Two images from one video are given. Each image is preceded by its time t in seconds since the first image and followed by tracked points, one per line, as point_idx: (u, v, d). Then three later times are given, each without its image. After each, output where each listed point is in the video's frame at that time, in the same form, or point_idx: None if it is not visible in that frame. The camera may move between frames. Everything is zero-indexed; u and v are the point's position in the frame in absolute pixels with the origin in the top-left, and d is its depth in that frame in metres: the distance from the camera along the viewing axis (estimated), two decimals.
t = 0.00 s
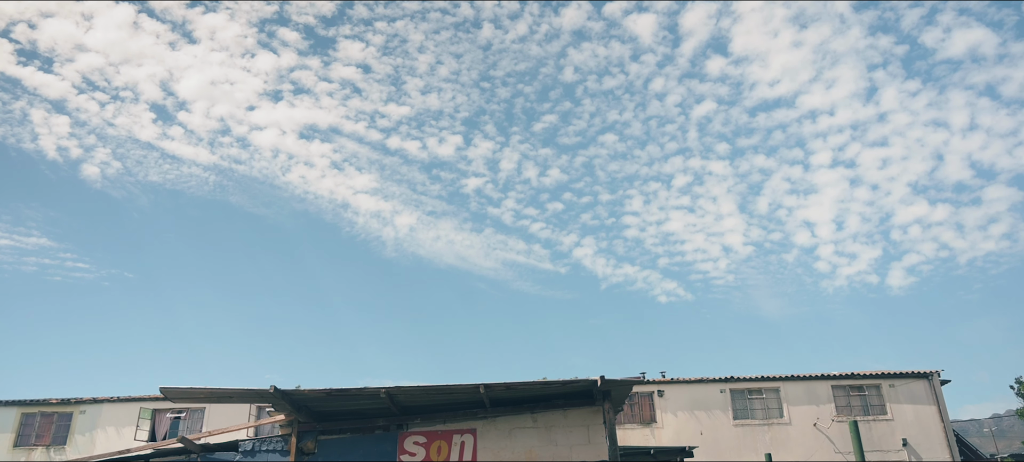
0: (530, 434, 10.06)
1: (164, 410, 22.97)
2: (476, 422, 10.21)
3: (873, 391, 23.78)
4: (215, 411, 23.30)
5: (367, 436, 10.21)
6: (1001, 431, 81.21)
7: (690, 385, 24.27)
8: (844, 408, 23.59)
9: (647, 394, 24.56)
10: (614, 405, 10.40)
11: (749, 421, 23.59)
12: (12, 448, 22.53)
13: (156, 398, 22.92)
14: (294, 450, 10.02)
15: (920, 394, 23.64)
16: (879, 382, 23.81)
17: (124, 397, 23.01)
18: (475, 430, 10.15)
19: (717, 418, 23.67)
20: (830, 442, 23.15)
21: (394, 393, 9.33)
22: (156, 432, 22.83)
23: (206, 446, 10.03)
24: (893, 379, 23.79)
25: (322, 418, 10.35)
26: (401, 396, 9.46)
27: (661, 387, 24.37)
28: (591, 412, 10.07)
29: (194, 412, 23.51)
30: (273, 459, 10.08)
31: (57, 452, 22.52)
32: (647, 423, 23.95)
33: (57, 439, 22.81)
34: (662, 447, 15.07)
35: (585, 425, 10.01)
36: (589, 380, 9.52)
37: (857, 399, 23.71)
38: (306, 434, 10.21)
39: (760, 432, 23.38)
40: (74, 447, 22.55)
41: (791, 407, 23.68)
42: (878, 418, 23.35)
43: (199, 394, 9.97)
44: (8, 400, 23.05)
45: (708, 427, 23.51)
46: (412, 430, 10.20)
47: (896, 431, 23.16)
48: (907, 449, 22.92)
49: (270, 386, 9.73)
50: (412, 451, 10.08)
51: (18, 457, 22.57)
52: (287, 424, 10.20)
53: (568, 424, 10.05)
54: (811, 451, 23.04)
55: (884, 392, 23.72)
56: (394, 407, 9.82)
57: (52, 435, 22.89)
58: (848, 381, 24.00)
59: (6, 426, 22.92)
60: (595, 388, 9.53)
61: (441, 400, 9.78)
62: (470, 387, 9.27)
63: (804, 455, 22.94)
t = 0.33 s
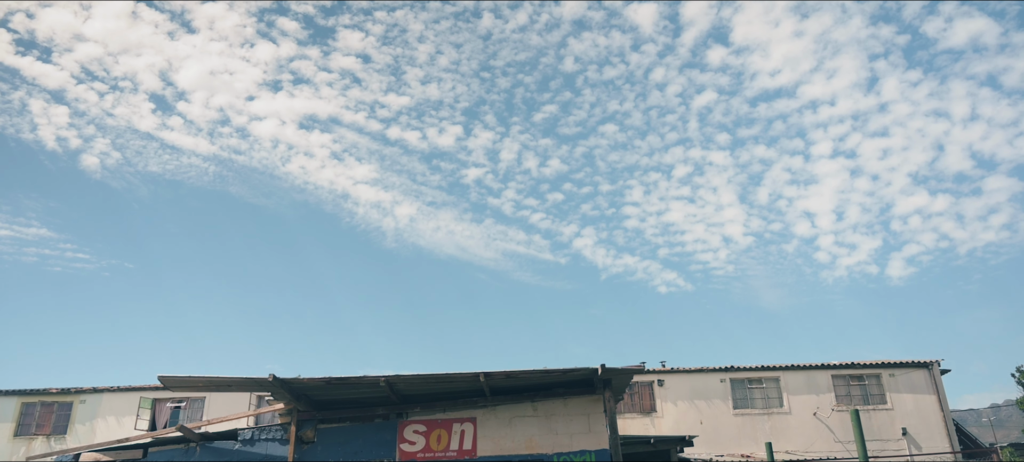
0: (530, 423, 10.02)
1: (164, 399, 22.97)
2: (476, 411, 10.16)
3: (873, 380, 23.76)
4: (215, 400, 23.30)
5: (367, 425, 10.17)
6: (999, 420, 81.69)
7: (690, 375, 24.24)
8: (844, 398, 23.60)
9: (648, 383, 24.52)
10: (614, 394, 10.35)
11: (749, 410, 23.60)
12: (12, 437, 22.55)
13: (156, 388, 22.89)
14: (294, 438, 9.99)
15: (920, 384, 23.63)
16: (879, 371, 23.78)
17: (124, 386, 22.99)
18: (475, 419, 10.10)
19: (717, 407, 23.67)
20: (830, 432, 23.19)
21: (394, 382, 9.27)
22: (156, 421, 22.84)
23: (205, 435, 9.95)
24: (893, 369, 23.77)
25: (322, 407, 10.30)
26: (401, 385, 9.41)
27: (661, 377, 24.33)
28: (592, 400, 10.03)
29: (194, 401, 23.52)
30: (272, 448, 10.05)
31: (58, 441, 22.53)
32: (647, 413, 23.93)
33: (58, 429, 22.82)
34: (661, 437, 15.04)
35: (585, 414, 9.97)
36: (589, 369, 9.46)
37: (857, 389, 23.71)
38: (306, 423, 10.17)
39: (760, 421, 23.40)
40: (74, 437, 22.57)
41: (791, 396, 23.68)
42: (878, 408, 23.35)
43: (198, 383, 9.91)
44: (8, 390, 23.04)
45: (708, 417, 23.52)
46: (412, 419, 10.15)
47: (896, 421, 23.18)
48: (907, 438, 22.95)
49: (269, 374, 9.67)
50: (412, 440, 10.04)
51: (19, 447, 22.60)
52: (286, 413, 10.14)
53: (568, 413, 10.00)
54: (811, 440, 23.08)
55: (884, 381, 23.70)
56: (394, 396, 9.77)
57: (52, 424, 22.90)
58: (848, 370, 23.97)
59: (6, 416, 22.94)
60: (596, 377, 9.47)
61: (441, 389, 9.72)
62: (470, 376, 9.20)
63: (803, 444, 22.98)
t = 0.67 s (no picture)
0: (530, 412, 9.98)
1: (165, 390, 22.98)
2: (476, 400, 10.11)
3: (873, 371, 23.74)
4: (215, 390, 23.30)
5: (367, 414, 10.13)
6: (998, 410, 81.88)
7: (690, 365, 24.21)
8: (844, 388, 23.59)
9: (648, 373, 24.49)
10: (614, 383, 10.30)
11: (749, 400, 23.60)
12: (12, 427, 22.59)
13: (156, 378, 22.88)
14: (294, 428, 9.95)
15: (920, 374, 23.61)
16: (879, 362, 23.76)
17: (125, 376, 22.99)
18: (475, 409, 10.05)
19: (717, 397, 23.66)
20: (830, 422, 23.20)
21: (393, 371, 9.21)
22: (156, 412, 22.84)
23: (204, 425, 9.90)
24: (893, 359, 23.75)
25: (321, 396, 10.25)
26: (401, 374, 9.35)
27: (661, 367, 24.30)
28: (592, 390, 9.98)
29: (194, 392, 23.50)
30: (271, 438, 10.00)
31: (58, 431, 22.55)
32: (647, 403, 23.90)
33: (58, 419, 22.84)
34: (662, 427, 14.98)
35: (586, 403, 9.92)
36: (590, 358, 9.40)
37: (857, 379, 23.69)
38: (306, 412, 10.13)
39: (760, 411, 23.41)
40: (74, 427, 22.60)
41: (791, 387, 23.67)
42: (878, 398, 23.34)
43: (197, 372, 9.86)
44: (8, 380, 23.04)
45: (708, 407, 23.52)
46: (412, 409, 10.11)
47: (896, 411, 23.17)
48: (907, 428, 22.96)
49: (267, 364, 9.61)
50: (412, 429, 9.99)
51: (20, 437, 22.63)
52: (286, 403, 10.09)
53: (568, 403, 9.96)
54: (811, 430, 23.09)
55: (884, 372, 23.68)
56: (393, 385, 9.71)
57: (52, 415, 22.92)
58: (848, 360, 23.96)
59: (6, 406, 22.97)
60: (596, 366, 9.41)
61: (440, 378, 9.66)
62: (470, 365, 9.15)
63: (803, 435, 22.99)
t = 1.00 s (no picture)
0: (530, 400, 9.93)
1: (165, 378, 22.97)
2: (476, 388, 10.06)
3: (873, 359, 23.74)
4: (215, 378, 23.27)
5: (365, 402, 10.09)
6: (997, 399, 82.26)
7: (690, 354, 24.20)
8: (844, 376, 23.59)
9: (648, 362, 24.47)
10: (615, 371, 10.24)
11: (749, 389, 23.61)
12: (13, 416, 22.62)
13: (156, 367, 22.85)
14: (292, 416, 9.91)
15: (920, 362, 23.61)
16: (880, 350, 23.75)
17: (125, 365, 22.95)
18: (475, 396, 10.01)
19: (717, 386, 23.66)
20: (830, 410, 23.22)
21: (392, 359, 9.15)
22: (156, 400, 22.83)
23: (202, 413, 9.85)
24: (893, 348, 23.75)
25: (320, 384, 10.21)
26: (400, 362, 9.29)
27: (661, 356, 24.28)
28: (592, 377, 9.92)
29: (194, 380, 23.49)
30: (270, 425, 9.96)
31: (58, 420, 22.57)
32: (647, 392, 23.90)
33: (58, 407, 22.84)
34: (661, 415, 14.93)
35: (586, 390, 9.87)
36: (590, 346, 9.34)
37: (858, 368, 23.69)
38: (304, 400, 10.09)
39: (760, 400, 23.42)
40: (75, 416, 22.61)
41: (792, 375, 23.67)
42: (879, 386, 23.35)
43: (194, 360, 9.80)
44: (8, 369, 23.05)
45: (708, 396, 23.53)
46: (411, 397, 10.07)
47: (896, 399, 23.19)
48: (907, 416, 22.99)
49: (266, 352, 9.56)
50: (411, 417, 9.95)
51: (20, 425, 22.66)
52: (285, 391, 10.04)
53: (569, 390, 9.91)
54: (811, 418, 23.11)
55: (884, 360, 23.68)
56: (392, 373, 9.66)
57: (53, 403, 22.93)
58: (848, 349, 23.94)
59: (7, 395, 23.00)
60: (597, 354, 9.36)
61: (440, 366, 9.61)
62: (470, 352, 9.09)
63: (803, 423, 23.00)
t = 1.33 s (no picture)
0: (530, 387, 9.88)
1: (165, 366, 22.96)
2: (475, 375, 10.01)
3: (873, 347, 23.73)
4: (215, 366, 23.25)
5: (364, 389, 10.05)
6: (995, 388, 82.52)
7: (690, 342, 24.18)
8: (843, 365, 23.60)
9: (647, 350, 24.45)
10: (614, 358, 10.18)
11: (748, 377, 23.62)
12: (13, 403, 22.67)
13: (156, 355, 22.83)
14: (290, 403, 9.87)
15: (920, 351, 23.60)
16: (879, 339, 23.74)
17: (124, 353, 22.93)
18: (474, 384, 9.96)
19: (717, 374, 23.66)
20: (829, 398, 23.25)
21: (391, 345, 9.09)
22: (156, 388, 22.82)
23: (200, 400, 9.80)
24: (893, 336, 23.74)
25: (318, 371, 10.15)
26: (398, 349, 9.23)
27: (661, 344, 24.25)
28: (592, 365, 9.87)
29: (194, 368, 23.42)
30: (269, 413, 9.92)
31: (58, 407, 22.59)
32: (646, 380, 23.88)
33: (58, 395, 22.86)
34: (660, 403, 14.91)
35: (585, 378, 9.82)
36: (590, 333, 9.28)
37: (857, 356, 23.69)
38: (302, 388, 10.04)
39: (759, 388, 23.44)
40: (74, 403, 22.63)
41: (791, 363, 23.67)
42: (878, 374, 23.35)
43: (192, 346, 9.74)
44: (7, 357, 23.05)
45: (707, 384, 23.54)
46: (409, 384, 10.01)
47: (895, 387, 23.21)
48: (906, 404, 23.01)
49: (263, 339, 9.49)
50: (410, 404, 9.91)
51: (20, 412, 22.70)
52: (283, 378, 9.99)
53: (568, 377, 9.86)
54: (810, 406, 23.15)
55: (884, 348, 23.67)
56: (391, 360, 9.61)
57: (52, 391, 22.94)
58: (848, 337, 23.92)
59: (6, 382, 23.03)
60: (596, 341, 9.29)
61: (439, 353, 9.55)
62: (469, 339, 9.03)
63: (802, 411, 23.03)
